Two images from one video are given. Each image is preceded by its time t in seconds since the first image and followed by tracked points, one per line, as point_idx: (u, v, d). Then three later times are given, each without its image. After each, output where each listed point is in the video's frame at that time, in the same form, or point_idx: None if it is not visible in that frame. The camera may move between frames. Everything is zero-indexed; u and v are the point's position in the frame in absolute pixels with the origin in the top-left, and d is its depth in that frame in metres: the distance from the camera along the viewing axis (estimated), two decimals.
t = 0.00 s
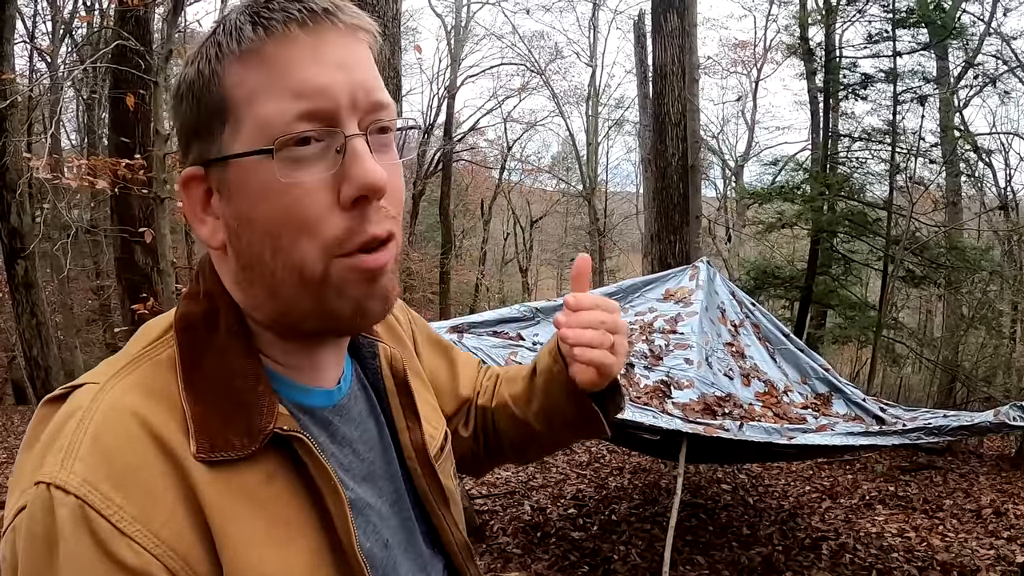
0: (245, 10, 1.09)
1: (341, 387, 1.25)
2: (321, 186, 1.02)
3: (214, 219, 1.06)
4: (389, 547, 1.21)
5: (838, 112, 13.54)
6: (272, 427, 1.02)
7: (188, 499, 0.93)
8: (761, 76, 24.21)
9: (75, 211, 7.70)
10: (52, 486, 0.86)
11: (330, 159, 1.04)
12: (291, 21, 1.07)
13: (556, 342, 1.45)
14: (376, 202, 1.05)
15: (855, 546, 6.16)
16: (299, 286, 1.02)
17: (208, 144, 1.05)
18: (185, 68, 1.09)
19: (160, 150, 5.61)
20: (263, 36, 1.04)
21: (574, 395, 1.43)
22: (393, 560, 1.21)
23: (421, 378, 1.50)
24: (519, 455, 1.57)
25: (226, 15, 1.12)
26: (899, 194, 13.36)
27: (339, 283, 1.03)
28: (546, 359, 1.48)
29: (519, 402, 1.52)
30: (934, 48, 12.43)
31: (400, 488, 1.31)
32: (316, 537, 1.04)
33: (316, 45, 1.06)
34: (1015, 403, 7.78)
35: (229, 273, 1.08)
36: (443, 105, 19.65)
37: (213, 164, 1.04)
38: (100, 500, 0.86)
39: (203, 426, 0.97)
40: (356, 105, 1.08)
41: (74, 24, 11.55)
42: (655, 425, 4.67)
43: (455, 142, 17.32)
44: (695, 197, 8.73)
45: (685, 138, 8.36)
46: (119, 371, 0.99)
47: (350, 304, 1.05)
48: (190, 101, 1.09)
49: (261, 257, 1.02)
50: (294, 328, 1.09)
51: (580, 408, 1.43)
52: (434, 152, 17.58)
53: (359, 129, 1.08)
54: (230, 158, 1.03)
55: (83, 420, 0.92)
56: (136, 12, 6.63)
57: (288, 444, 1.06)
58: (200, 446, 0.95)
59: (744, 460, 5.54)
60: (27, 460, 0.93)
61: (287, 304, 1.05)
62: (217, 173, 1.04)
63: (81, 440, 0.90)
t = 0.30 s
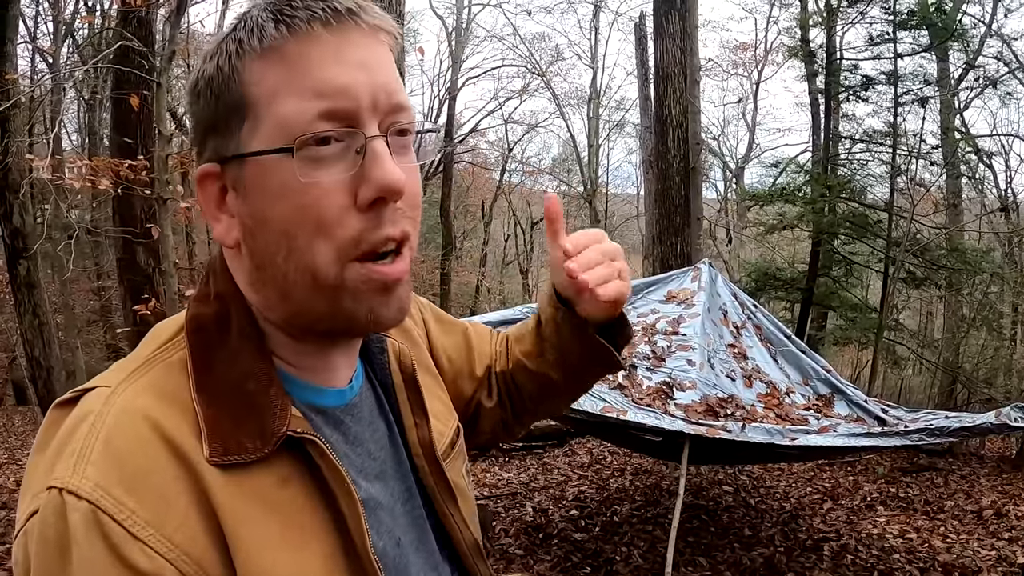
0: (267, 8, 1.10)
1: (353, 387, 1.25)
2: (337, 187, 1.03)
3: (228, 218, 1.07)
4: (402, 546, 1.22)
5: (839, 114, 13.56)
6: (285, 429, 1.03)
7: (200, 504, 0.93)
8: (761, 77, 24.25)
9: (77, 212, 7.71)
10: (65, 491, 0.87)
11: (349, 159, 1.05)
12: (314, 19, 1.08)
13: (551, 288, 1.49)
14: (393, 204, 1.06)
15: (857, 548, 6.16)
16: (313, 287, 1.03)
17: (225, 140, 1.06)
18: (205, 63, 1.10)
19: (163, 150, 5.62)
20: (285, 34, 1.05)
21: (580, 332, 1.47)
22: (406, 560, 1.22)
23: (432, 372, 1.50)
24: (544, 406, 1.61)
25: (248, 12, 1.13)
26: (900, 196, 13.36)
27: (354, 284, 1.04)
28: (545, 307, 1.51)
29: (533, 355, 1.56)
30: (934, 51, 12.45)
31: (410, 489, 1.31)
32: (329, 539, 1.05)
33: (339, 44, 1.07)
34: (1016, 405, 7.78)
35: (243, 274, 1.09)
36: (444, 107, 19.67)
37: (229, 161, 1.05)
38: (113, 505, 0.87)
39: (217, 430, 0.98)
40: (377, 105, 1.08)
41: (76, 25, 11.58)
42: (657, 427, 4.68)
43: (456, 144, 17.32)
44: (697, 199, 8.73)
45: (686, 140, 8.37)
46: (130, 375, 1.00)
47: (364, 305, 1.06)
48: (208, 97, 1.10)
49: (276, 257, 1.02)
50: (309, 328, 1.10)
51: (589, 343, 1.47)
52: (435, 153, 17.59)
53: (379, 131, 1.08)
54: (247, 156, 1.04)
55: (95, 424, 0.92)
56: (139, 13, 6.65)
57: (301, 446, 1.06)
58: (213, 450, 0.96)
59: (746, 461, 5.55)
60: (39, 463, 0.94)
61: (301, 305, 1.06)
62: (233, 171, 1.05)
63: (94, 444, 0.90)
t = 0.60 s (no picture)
0: None
1: (350, 378, 1.26)
2: (337, 181, 1.03)
3: (227, 208, 1.07)
4: (401, 538, 1.23)
5: (839, 114, 13.57)
6: (284, 422, 1.03)
7: (199, 497, 0.94)
8: (761, 78, 24.27)
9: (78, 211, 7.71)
10: (63, 486, 0.87)
11: (351, 154, 1.05)
12: (322, 11, 1.08)
13: (635, 299, 1.49)
14: (395, 200, 1.07)
15: (857, 547, 6.16)
16: (312, 279, 1.04)
17: (227, 128, 1.07)
18: (207, 48, 1.10)
19: (164, 149, 5.63)
20: (291, 24, 1.06)
21: (653, 351, 1.47)
22: (403, 551, 1.22)
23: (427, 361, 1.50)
24: (573, 409, 1.62)
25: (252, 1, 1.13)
26: (901, 197, 13.36)
27: (353, 278, 1.04)
28: (621, 317, 1.51)
29: (585, 363, 1.56)
30: (934, 51, 12.46)
31: (406, 481, 1.32)
32: (328, 531, 1.05)
33: (347, 39, 1.08)
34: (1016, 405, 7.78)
35: (243, 267, 1.10)
36: (445, 108, 19.69)
37: (230, 150, 1.05)
38: (111, 500, 0.88)
39: (216, 423, 0.99)
40: (382, 101, 1.09)
41: (77, 24, 11.60)
42: (656, 425, 4.69)
43: (457, 144, 17.34)
44: (697, 199, 8.74)
45: (687, 140, 8.38)
46: (127, 369, 1.00)
47: (364, 298, 1.07)
48: (209, 84, 1.10)
49: (278, 250, 1.03)
50: (307, 321, 1.11)
51: (658, 361, 1.48)
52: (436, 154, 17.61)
53: (381, 125, 1.09)
54: (248, 146, 1.04)
55: (93, 418, 0.93)
56: (140, 12, 6.66)
57: (300, 439, 1.07)
58: (212, 444, 0.97)
59: (746, 460, 5.56)
60: (37, 458, 0.95)
61: (300, 297, 1.06)
62: (234, 161, 1.05)
63: (92, 439, 0.91)
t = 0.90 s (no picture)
0: None
1: (354, 376, 1.27)
2: (335, 174, 1.04)
3: (229, 205, 1.08)
4: (402, 536, 1.23)
5: (839, 115, 13.57)
6: (290, 418, 1.04)
7: (206, 491, 0.95)
8: (762, 79, 24.28)
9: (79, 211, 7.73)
10: (71, 480, 0.88)
11: (345, 145, 1.06)
12: (309, 8, 1.09)
13: (591, 281, 1.54)
14: (391, 192, 1.07)
15: (857, 548, 6.17)
16: (313, 273, 1.04)
17: (224, 129, 1.08)
18: (204, 52, 1.11)
19: (165, 150, 5.65)
20: (282, 23, 1.07)
21: (618, 329, 1.51)
22: (404, 550, 1.22)
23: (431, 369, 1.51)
24: (555, 399, 1.65)
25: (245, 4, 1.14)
26: (901, 198, 13.35)
27: (353, 269, 1.05)
28: (580, 300, 1.55)
29: (555, 351, 1.59)
30: (935, 53, 12.47)
31: (409, 480, 1.33)
32: (331, 527, 1.06)
33: (334, 34, 1.09)
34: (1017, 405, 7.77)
35: (246, 263, 1.10)
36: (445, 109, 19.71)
37: (229, 148, 1.06)
38: (119, 494, 0.88)
39: (221, 418, 0.99)
40: (373, 92, 1.10)
41: (78, 25, 11.62)
42: (657, 426, 4.69)
43: (458, 145, 17.37)
44: (698, 200, 8.74)
45: (688, 141, 8.39)
46: (134, 365, 1.01)
47: (363, 292, 1.07)
48: (208, 87, 1.11)
49: (278, 243, 1.03)
50: (310, 316, 1.11)
51: (624, 338, 1.51)
52: (436, 155, 17.64)
53: (374, 117, 1.10)
54: (247, 144, 1.05)
55: (100, 414, 0.93)
56: (141, 13, 6.69)
57: (305, 436, 1.08)
58: (218, 438, 0.97)
59: (746, 461, 5.56)
60: (46, 453, 0.96)
61: (301, 293, 1.07)
62: (234, 158, 1.06)
63: (99, 434, 0.91)
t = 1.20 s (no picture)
0: None
1: (356, 380, 1.26)
2: (343, 179, 1.03)
3: (234, 208, 1.07)
4: (406, 542, 1.22)
5: (842, 117, 13.54)
6: (293, 426, 1.04)
7: (207, 498, 0.94)
8: (765, 81, 24.28)
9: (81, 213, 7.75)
10: (71, 490, 0.87)
11: (358, 149, 1.05)
12: (325, 9, 1.08)
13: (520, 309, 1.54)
14: (399, 199, 1.06)
15: (861, 551, 6.15)
16: (317, 280, 1.03)
17: (234, 129, 1.07)
18: (215, 50, 1.10)
19: (167, 151, 5.66)
20: (297, 24, 1.05)
21: (562, 350, 1.52)
22: (410, 555, 1.21)
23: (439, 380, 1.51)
24: (512, 434, 1.62)
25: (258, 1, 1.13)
26: (904, 200, 13.32)
27: (359, 277, 1.04)
28: (515, 329, 1.55)
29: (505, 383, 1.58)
30: (937, 55, 12.44)
31: (416, 483, 1.32)
32: (334, 533, 1.05)
33: (351, 35, 1.07)
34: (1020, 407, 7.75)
35: (249, 268, 1.09)
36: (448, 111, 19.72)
37: (237, 149, 1.05)
38: (120, 504, 0.87)
39: (223, 426, 0.98)
40: (387, 96, 1.10)
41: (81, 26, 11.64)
42: (660, 429, 4.68)
43: (460, 148, 17.36)
44: (701, 202, 8.73)
45: (690, 143, 8.38)
46: (135, 371, 1.00)
47: (369, 300, 1.06)
48: (217, 86, 1.10)
49: (283, 249, 1.02)
50: (312, 323, 1.10)
51: (567, 358, 1.53)
52: (439, 157, 17.65)
53: (387, 121, 1.09)
54: (255, 146, 1.04)
55: (100, 422, 0.93)
56: (144, 14, 6.69)
57: (308, 443, 1.08)
58: (220, 447, 0.97)
59: (749, 464, 5.54)
60: (45, 461, 0.95)
61: (305, 300, 1.06)
62: (240, 161, 1.05)
63: (100, 443, 0.90)
